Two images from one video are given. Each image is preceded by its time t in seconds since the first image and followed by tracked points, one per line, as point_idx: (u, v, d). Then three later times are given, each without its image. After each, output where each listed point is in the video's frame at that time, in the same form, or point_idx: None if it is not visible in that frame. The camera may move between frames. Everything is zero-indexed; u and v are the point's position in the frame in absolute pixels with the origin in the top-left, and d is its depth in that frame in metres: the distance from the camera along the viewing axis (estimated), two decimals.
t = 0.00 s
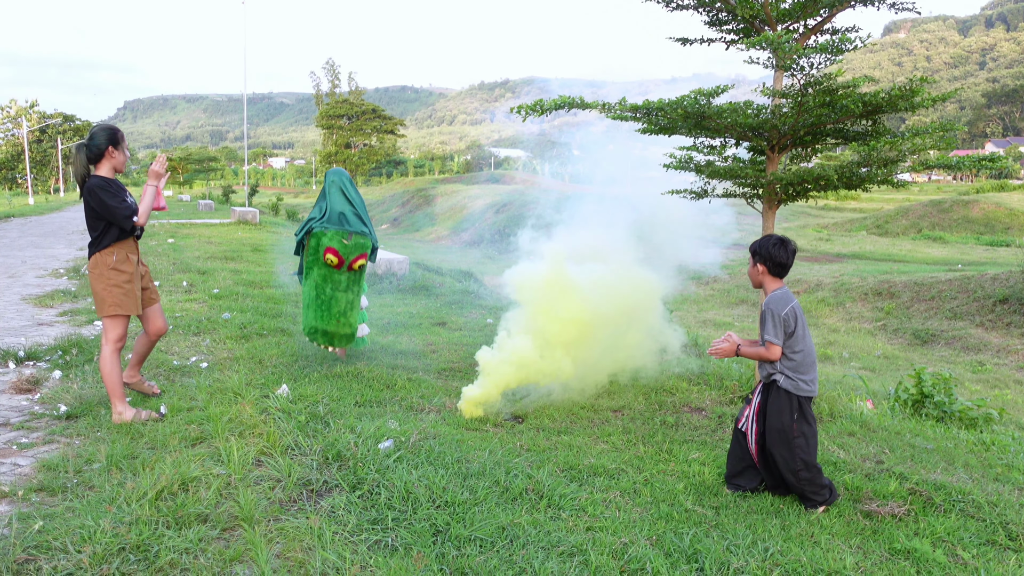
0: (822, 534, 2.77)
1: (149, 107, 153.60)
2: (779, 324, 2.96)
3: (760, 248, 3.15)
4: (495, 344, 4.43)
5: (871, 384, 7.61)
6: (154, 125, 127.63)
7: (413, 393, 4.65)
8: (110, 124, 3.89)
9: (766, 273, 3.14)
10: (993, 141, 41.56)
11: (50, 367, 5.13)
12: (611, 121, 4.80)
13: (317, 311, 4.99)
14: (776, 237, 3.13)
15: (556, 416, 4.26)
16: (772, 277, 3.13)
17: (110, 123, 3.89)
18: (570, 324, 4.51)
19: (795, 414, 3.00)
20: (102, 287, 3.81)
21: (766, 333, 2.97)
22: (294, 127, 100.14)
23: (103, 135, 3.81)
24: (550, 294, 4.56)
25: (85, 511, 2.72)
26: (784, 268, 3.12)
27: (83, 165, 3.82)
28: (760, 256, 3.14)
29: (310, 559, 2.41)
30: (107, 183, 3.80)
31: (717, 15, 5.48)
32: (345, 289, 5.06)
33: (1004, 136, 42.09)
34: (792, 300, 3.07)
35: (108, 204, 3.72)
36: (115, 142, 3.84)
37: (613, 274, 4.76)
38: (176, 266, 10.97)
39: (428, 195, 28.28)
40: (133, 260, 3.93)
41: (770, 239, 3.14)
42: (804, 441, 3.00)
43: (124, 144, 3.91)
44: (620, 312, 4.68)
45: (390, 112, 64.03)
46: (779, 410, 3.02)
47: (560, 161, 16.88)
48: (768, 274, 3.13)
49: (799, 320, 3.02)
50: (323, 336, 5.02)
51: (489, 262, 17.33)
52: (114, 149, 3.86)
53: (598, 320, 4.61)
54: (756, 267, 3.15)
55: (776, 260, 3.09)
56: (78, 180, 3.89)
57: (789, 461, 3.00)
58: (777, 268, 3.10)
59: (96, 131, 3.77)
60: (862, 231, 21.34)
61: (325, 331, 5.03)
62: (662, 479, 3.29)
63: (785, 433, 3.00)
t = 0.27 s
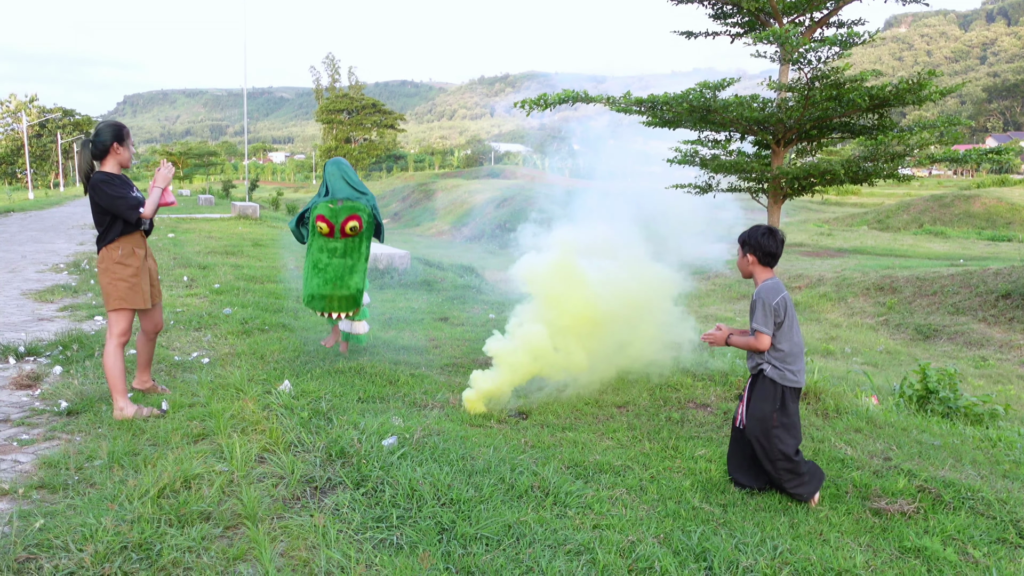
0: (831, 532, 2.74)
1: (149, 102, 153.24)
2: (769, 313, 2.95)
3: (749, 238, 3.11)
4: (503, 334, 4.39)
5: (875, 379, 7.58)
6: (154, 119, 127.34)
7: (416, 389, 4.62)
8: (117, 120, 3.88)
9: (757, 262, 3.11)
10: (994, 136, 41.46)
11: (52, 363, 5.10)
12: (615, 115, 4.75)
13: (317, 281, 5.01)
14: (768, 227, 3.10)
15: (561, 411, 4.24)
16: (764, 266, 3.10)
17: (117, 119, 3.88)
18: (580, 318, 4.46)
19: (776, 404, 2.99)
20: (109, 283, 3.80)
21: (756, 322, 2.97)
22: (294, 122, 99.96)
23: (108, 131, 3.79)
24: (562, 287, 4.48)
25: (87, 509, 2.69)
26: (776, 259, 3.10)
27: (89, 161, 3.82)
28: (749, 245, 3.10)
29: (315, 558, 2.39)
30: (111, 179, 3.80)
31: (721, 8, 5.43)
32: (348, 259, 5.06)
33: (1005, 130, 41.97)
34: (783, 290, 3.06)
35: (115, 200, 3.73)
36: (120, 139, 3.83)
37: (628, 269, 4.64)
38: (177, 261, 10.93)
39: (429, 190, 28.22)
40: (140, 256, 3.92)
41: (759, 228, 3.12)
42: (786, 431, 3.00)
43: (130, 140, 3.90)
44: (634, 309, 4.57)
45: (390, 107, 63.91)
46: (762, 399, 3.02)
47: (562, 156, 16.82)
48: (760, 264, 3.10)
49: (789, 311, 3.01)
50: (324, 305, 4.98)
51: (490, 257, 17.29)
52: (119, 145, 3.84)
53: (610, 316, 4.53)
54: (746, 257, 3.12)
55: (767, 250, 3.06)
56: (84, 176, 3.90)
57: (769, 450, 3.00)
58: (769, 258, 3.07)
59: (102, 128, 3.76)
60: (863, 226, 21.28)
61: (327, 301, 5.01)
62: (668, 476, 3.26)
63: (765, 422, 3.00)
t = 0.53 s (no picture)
0: (840, 530, 2.72)
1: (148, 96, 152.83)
2: (766, 301, 2.91)
3: (739, 226, 3.07)
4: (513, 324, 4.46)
5: (878, 374, 7.55)
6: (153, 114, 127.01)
7: (419, 385, 4.59)
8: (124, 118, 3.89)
9: (751, 250, 3.07)
10: (994, 131, 41.34)
11: (52, 358, 5.08)
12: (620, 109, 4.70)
13: (315, 238, 5.04)
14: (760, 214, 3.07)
15: (566, 407, 4.21)
16: (758, 254, 3.06)
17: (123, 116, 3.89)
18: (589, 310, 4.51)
19: (758, 386, 2.98)
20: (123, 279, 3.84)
21: (752, 310, 2.93)
22: (293, 116, 99.75)
23: (117, 128, 3.81)
24: (572, 278, 4.54)
25: (88, 506, 2.66)
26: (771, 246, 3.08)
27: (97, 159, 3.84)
28: (742, 234, 3.06)
29: (320, 557, 2.36)
30: (124, 177, 3.82)
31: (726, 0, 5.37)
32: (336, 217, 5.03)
33: (1005, 125, 41.84)
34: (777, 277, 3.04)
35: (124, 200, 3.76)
36: (129, 137, 3.85)
37: (638, 262, 4.68)
38: (177, 256, 10.89)
39: (429, 184, 28.15)
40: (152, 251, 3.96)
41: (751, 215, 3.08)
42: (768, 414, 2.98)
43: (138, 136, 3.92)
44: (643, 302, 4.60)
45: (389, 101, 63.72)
46: (748, 381, 3.00)
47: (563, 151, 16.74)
48: (755, 252, 3.06)
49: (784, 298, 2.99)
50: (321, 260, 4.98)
51: (490, 251, 17.24)
52: (128, 142, 3.86)
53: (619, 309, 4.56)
54: (740, 246, 3.07)
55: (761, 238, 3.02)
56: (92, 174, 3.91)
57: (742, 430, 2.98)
58: (762, 246, 3.04)
59: (110, 125, 3.78)
60: (864, 221, 21.23)
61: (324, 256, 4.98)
62: (675, 473, 3.24)
63: (747, 403, 2.97)
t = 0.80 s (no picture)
0: (848, 528, 2.69)
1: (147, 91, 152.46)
2: (761, 299, 2.83)
3: (731, 222, 2.95)
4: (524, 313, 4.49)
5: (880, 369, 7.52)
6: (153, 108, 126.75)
7: (422, 380, 4.57)
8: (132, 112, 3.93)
9: (744, 247, 2.95)
10: (994, 126, 41.22)
11: (53, 354, 5.05)
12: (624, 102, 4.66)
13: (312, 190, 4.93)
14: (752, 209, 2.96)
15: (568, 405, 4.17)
16: (752, 250, 2.94)
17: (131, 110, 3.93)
18: (601, 303, 4.53)
19: (751, 380, 2.88)
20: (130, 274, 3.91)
21: (748, 309, 2.85)
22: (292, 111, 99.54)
23: (125, 124, 3.88)
24: (586, 270, 4.57)
25: (91, 505, 2.64)
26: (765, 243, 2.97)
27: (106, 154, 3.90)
28: (736, 230, 2.94)
29: (325, 556, 2.34)
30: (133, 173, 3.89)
31: None
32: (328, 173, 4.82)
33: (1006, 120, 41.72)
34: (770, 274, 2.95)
35: (129, 199, 3.80)
36: (137, 132, 3.91)
37: (652, 260, 4.69)
38: (177, 251, 10.85)
39: (429, 179, 28.08)
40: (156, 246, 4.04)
41: (743, 211, 2.96)
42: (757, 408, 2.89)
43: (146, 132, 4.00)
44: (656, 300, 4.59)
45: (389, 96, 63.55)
46: (738, 377, 2.91)
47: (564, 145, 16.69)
48: (749, 248, 2.94)
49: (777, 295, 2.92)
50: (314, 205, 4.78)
51: (491, 246, 17.21)
52: (136, 138, 3.93)
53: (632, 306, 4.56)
54: (732, 243, 2.95)
55: (755, 233, 2.90)
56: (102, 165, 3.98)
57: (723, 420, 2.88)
58: (756, 242, 2.93)
59: (119, 121, 3.85)
60: (865, 215, 21.18)
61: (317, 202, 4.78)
62: (681, 470, 3.22)
63: (736, 396, 2.87)
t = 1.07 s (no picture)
0: (855, 526, 2.67)
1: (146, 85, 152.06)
2: (749, 310, 2.77)
3: (723, 226, 2.88)
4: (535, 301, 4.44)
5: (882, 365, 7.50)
6: (151, 103, 126.41)
7: (424, 377, 4.54)
8: (136, 103, 4.01)
9: (738, 253, 2.87)
10: (994, 120, 41.14)
11: (53, 350, 5.02)
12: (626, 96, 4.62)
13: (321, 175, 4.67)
14: (746, 215, 2.88)
15: (572, 402, 4.13)
16: (745, 258, 2.87)
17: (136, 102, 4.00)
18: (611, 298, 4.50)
19: (737, 399, 2.80)
20: (135, 262, 4.02)
21: (735, 321, 2.78)
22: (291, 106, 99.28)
23: (130, 115, 3.97)
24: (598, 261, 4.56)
25: (91, 503, 2.62)
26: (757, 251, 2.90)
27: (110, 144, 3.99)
28: (730, 236, 2.87)
29: (328, 555, 2.31)
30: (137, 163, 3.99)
31: None
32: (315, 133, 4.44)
33: (1006, 115, 41.64)
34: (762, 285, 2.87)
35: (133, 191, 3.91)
36: (140, 123, 3.99)
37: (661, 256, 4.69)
38: (177, 246, 10.81)
39: (429, 174, 28.01)
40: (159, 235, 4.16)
41: (737, 216, 2.88)
42: (744, 430, 2.80)
43: (150, 123, 4.09)
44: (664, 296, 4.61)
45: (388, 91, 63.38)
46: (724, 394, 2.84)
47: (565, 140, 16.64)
48: (741, 256, 2.87)
49: (766, 308, 2.84)
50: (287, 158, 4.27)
51: (491, 241, 17.17)
52: (139, 129, 4.00)
53: (642, 301, 4.55)
54: (726, 249, 2.87)
55: (747, 240, 2.84)
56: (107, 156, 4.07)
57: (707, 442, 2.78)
58: (750, 247, 2.86)
59: (123, 112, 3.94)
60: (865, 210, 21.14)
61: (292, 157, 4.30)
62: (686, 467, 3.19)
63: (720, 415, 2.80)
